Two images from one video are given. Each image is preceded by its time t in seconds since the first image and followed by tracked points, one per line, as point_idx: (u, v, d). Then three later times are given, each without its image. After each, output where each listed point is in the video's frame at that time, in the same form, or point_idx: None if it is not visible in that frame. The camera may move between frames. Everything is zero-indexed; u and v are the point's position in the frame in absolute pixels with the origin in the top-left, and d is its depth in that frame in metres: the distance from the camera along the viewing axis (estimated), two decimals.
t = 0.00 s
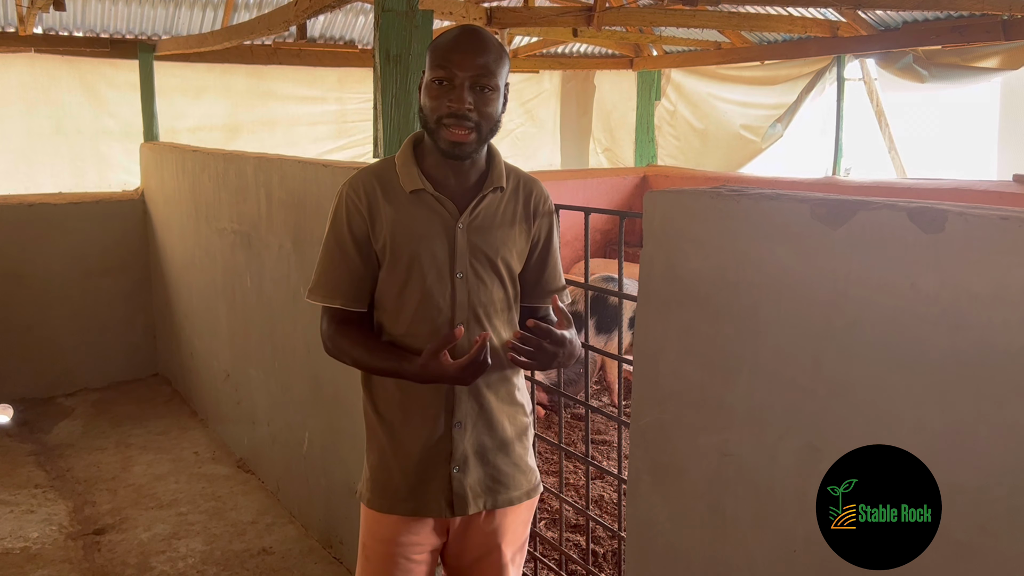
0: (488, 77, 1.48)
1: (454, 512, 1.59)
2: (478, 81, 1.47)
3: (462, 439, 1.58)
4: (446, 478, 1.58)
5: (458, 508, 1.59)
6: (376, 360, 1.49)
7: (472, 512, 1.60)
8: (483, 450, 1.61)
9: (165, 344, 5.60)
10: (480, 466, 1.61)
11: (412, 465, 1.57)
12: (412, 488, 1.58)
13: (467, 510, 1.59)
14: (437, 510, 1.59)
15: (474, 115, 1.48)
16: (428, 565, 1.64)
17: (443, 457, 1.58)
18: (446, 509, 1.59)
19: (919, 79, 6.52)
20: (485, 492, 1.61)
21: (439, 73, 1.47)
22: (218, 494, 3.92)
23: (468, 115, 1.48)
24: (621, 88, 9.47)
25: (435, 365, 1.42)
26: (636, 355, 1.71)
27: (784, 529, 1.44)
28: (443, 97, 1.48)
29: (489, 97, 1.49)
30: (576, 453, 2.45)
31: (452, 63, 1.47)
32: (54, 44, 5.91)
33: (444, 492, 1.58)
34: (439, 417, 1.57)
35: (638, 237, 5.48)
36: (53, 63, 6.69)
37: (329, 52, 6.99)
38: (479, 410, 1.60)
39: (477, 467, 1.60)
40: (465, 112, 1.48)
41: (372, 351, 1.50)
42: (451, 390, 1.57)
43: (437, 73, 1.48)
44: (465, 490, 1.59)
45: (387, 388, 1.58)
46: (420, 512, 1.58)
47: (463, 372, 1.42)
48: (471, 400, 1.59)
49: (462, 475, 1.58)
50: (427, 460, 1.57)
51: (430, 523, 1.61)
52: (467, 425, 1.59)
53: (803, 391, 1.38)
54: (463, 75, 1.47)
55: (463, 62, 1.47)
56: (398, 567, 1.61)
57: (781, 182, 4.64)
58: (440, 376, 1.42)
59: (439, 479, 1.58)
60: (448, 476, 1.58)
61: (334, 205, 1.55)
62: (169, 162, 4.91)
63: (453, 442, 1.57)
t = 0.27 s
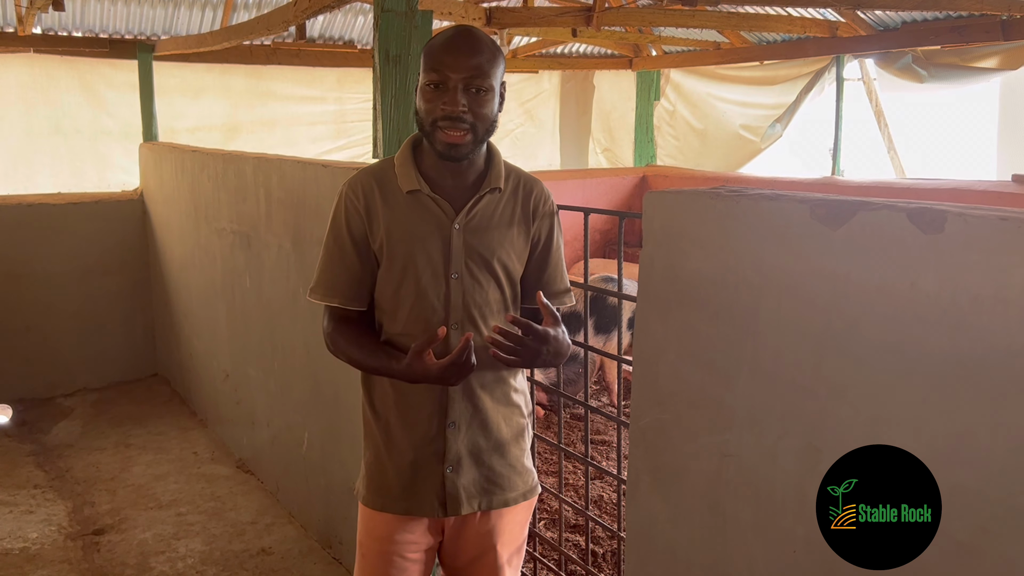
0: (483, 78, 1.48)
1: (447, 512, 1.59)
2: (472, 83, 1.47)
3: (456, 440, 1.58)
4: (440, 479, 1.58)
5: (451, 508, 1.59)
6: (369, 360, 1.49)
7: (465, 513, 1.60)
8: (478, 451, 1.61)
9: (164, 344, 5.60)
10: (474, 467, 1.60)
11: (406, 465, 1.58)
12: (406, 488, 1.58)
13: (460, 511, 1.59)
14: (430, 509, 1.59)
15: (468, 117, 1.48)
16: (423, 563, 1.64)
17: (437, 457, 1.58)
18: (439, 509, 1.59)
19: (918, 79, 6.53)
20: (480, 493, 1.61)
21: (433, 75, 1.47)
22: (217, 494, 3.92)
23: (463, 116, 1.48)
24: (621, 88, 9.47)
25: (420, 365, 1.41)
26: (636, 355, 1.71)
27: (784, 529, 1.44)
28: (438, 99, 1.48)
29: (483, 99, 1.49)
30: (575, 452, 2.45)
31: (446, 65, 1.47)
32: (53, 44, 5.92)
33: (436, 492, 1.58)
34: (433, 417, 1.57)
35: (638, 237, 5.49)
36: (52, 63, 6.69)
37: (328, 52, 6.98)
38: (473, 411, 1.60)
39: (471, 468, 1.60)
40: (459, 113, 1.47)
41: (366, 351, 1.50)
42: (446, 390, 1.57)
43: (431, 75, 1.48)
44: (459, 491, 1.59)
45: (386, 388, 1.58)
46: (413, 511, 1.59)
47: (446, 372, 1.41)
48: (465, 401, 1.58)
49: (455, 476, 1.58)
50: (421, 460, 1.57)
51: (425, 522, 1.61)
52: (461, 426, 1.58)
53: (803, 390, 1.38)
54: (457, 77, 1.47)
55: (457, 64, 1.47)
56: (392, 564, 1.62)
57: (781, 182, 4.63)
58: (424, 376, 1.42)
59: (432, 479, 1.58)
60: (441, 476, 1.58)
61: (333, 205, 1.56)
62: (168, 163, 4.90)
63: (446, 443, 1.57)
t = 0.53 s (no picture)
0: (480, 80, 1.48)
1: (446, 514, 1.59)
2: (470, 85, 1.47)
3: (455, 441, 1.58)
4: (439, 479, 1.58)
5: (451, 509, 1.59)
6: (367, 362, 1.50)
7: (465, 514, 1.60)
8: (477, 452, 1.61)
9: (163, 345, 5.60)
10: (473, 467, 1.60)
11: (405, 466, 1.58)
12: (405, 489, 1.58)
13: (459, 511, 1.59)
14: (430, 511, 1.59)
15: (467, 119, 1.48)
16: (421, 564, 1.64)
17: (435, 458, 1.58)
18: (438, 511, 1.59)
19: (917, 80, 6.54)
20: (478, 494, 1.61)
21: (431, 78, 1.47)
22: (216, 495, 3.91)
23: (462, 118, 1.48)
24: (620, 88, 9.48)
25: (417, 367, 1.41)
26: (635, 356, 1.72)
27: (783, 529, 1.44)
28: (436, 100, 1.48)
29: (481, 100, 1.49)
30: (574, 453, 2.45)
31: (443, 67, 1.47)
32: (51, 44, 5.90)
33: (436, 492, 1.58)
34: (432, 418, 1.57)
35: (636, 238, 5.49)
36: (51, 64, 6.69)
37: (328, 52, 6.99)
38: (473, 412, 1.60)
39: (471, 469, 1.60)
40: (458, 115, 1.47)
41: (365, 354, 1.50)
42: (445, 392, 1.57)
43: (429, 77, 1.48)
44: (458, 492, 1.59)
45: (386, 390, 1.59)
46: (413, 512, 1.59)
47: (444, 373, 1.41)
48: (464, 401, 1.59)
49: (454, 477, 1.58)
50: (420, 460, 1.57)
51: (424, 523, 1.61)
52: (461, 427, 1.58)
53: (802, 390, 1.38)
54: (455, 79, 1.47)
55: (455, 65, 1.47)
56: (391, 565, 1.62)
57: (780, 183, 4.63)
58: (422, 377, 1.42)
59: (432, 480, 1.58)
60: (440, 477, 1.58)
61: (331, 207, 1.56)
62: (167, 163, 4.91)
63: (445, 443, 1.57)
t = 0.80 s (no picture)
0: (479, 83, 1.48)
1: (448, 515, 1.59)
2: (469, 88, 1.48)
3: (456, 442, 1.58)
4: (440, 481, 1.58)
5: (452, 511, 1.59)
6: (369, 366, 1.50)
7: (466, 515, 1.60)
8: (478, 453, 1.61)
9: (161, 346, 5.59)
10: (475, 469, 1.60)
11: (407, 467, 1.58)
12: (407, 491, 1.58)
13: (461, 513, 1.59)
14: (431, 513, 1.59)
15: (467, 122, 1.48)
16: (422, 566, 1.64)
17: (437, 459, 1.58)
18: (440, 512, 1.59)
19: (915, 81, 6.54)
20: (480, 495, 1.61)
21: (430, 82, 1.47)
22: (215, 497, 3.91)
23: (462, 121, 1.48)
24: (618, 90, 9.48)
25: (423, 369, 1.42)
26: (633, 357, 1.72)
27: (782, 529, 1.44)
28: (436, 104, 1.48)
29: (480, 103, 1.49)
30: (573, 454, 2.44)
31: (442, 70, 1.46)
32: (49, 45, 5.90)
33: (437, 494, 1.58)
34: (433, 420, 1.57)
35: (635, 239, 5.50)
36: (50, 65, 6.69)
37: (327, 54, 7.00)
38: (474, 413, 1.60)
39: (472, 470, 1.60)
40: (459, 119, 1.48)
41: (366, 358, 1.51)
42: (446, 394, 1.57)
43: (428, 81, 1.48)
44: (460, 493, 1.59)
45: (386, 391, 1.58)
46: (414, 514, 1.59)
47: (449, 376, 1.41)
48: (465, 402, 1.59)
49: (456, 478, 1.58)
50: (421, 461, 1.57)
51: (425, 524, 1.61)
52: (462, 428, 1.59)
53: (801, 391, 1.38)
54: (454, 82, 1.47)
55: (454, 69, 1.47)
56: (392, 567, 1.62)
57: (778, 184, 4.64)
58: (427, 380, 1.42)
59: (433, 481, 1.58)
60: (442, 478, 1.58)
61: (327, 212, 1.56)
62: (166, 165, 4.90)
63: (447, 445, 1.57)
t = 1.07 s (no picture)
0: (477, 85, 1.49)
1: (450, 517, 1.59)
2: (468, 90, 1.48)
3: (458, 443, 1.58)
4: (443, 483, 1.58)
5: (455, 512, 1.59)
6: (370, 368, 1.50)
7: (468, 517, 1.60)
8: (479, 454, 1.61)
9: (160, 347, 5.59)
10: (476, 470, 1.60)
11: (409, 470, 1.58)
12: (409, 493, 1.58)
13: (463, 514, 1.59)
14: (434, 515, 1.59)
15: (467, 124, 1.48)
16: (423, 568, 1.65)
17: (439, 461, 1.58)
18: (442, 514, 1.59)
19: (913, 82, 6.53)
20: (481, 496, 1.61)
21: (428, 84, 1.47)
22: (213, 498, 3.91)
23: (462, 122, 1.48)
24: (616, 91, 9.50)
25: (429, 370, 1.42)
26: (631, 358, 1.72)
27: (780, 530, 1.45)
28: (435, 106, 1.48)
29: (479, 105, 1.49)
30: (571, 455, 2.44)
31: (440, 73, 1.46)
32: (47, 46, 5.87)
33: (440, 496, 1.58)
34: (435, 422, 1.57)
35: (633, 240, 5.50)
36: (48, 67, 6.69)
37: (325, 55, 7.00)
38: (476, 414, 1.60)
39: (474, 471, 1.60)
40: (459, 121, 1.48)
41: (368, 361, 1.51)
42: (447, 395, 1.57)
43: (426, 83, 1.48)
44: (462, 494, 1.59)
45: (384, 393, 1.58)
46: (415, 516, 1.58)
47: (456, 376, 1.42)
48: (467, 404, 1.59)
49: (458, 480, 1.58)
50: (423, 463, 1.57)
51: (426, 527, 1.61)
52: (464, 429, 1.59)
53: (798, 391, 1.38)
54: (452, 85, 1.47)
55: (453, 70, 1.47)
56: (393, 570, 1.62)
57: (776, 185, 4.65)
58: (433, 380, 1.42)
59: (435, 483, 1.58)
60: (444, 480, 1.58)
61: (323, 215, 1.55)
62: (164, 166, 4.90)
63: (448, 446, 1.57)
